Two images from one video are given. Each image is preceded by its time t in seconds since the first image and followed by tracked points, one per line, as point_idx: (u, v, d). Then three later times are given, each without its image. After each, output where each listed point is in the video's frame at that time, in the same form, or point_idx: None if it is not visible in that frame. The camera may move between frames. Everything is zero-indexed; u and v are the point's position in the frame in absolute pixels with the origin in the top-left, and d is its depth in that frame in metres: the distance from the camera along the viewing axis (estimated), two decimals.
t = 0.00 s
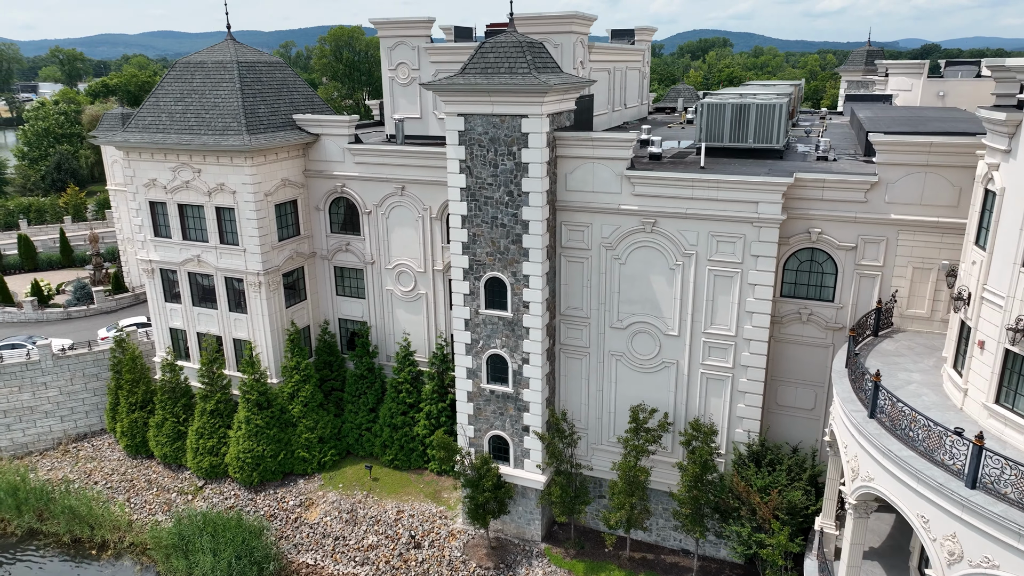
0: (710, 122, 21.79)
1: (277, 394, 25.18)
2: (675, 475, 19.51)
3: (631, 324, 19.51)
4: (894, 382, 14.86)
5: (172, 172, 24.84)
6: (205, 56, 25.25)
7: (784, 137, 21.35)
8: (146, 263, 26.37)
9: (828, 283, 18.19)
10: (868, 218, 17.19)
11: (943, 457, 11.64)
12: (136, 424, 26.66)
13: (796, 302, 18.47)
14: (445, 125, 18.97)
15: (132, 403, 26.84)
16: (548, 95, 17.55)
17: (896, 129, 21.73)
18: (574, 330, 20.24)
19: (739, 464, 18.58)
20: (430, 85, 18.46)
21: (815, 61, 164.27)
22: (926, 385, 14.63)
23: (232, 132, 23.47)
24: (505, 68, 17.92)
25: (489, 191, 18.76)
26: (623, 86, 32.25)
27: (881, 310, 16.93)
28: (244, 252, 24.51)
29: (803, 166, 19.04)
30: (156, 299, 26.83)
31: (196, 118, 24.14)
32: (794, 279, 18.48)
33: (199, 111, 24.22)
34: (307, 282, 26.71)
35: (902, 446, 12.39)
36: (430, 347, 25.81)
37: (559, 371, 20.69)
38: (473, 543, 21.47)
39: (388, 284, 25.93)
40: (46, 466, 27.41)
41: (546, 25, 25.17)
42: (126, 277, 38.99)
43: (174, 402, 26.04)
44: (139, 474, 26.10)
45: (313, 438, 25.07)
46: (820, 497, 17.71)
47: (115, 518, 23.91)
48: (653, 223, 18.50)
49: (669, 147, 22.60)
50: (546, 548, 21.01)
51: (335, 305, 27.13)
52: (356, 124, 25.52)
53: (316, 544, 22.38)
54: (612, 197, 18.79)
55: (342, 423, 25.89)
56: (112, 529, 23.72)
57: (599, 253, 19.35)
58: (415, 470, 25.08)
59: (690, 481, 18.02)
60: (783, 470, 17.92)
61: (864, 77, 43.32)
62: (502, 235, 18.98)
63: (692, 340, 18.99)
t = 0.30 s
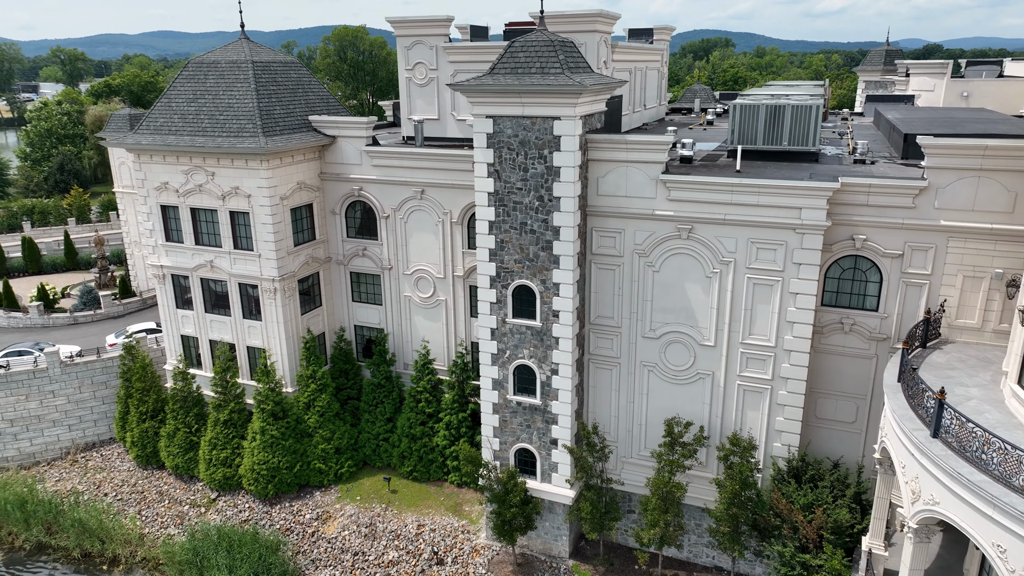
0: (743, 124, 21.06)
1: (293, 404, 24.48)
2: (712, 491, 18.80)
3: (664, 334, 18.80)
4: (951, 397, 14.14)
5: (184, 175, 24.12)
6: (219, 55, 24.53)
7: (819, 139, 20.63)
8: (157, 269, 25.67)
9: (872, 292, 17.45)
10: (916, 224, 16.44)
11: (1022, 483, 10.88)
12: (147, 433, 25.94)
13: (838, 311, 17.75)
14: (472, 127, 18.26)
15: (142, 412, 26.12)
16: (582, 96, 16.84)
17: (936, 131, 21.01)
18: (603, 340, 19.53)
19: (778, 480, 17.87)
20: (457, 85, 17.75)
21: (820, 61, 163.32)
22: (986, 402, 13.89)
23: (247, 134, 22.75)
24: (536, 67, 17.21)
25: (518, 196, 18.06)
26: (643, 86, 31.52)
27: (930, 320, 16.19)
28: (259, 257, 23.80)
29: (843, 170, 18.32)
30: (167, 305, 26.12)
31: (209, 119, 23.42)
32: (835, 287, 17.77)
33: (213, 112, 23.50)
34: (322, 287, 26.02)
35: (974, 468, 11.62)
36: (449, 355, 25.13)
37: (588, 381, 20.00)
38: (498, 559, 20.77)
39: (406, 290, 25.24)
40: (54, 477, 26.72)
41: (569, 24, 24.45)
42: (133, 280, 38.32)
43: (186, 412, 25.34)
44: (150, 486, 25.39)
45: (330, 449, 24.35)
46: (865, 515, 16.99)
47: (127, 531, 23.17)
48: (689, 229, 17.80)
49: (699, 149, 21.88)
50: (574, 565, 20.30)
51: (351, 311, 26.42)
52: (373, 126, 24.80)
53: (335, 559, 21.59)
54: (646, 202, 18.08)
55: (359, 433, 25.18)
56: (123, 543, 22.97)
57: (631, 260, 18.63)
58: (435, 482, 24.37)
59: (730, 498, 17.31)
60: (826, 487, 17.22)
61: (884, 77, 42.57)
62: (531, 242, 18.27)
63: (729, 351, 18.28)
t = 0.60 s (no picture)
0: (778, 125, 20.32)
1: (309, 414, 23.77)
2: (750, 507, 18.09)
3: (700, 345, 18.09)
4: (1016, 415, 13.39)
5: (198, 179, 23.40)
6: (233, 55, 23.81)
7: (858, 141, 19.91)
8: (168, 275, 24.95)
9: (919, 301, 16.72)
10: (969, 231, 15.70)
11: None
12: (159, 444, 25.21)
13: (883, 321, 17.03)
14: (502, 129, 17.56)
15: (153, 422, 25.42)
16: (619, 97, 16.14)
17: (977, 133, 20.30)
18: (636, 350, 18.82)
19: (822, 497, 17.15)
20: (487, 86, 17.05)
21: (826, 61, 162.42)
22: None
23: (264, 136, 22.04)
24: (570, 67, 16.53)
25: (550, 201, 17.35)
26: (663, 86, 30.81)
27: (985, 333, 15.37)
28: (275, 263, 23.09)
29: (888, 175, 17.59)
30: (179, 312, 25.40)
31: (224, 121, 22.71)
32: (880, 296, 17.05)
33: (228, 114, 22.79)
34: (339, 294, 25.33)
35: None
36: (470, 364, 24.44)
37: (619, 393, 19.30)
38: None
39: (425, 296, 24.57)
40: (63, 488, 26.04)
41: (594, 22, 23.76)
42: (140, 285, 37.63)
43: (199, 422, 24.63)
44: (161, 498, 24.68)
45: (348, 460, 23.63)
46: (915, 535, 16.26)
47: (139, 546, 22.43)
48: (728, 236, 17.08)
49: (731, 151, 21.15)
50: None
51: (367, 318, 25.72)
52: (392, 127, 24.11)
53: None
54: (683, 207, 17.35)
55: (377, 444, 24.48)
56: (135, 559, 22.22)
57: (666, 268, 17.92)
58: (455, 495, 23.66)
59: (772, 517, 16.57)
60: (873, 505, 16.50)
61: (903, 77, 41.87)
62: (563, 249, 17.56)
63: (769, 362, 17.57)
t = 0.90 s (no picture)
0: (815, 127, 19.57)
1: (327, 425, 23.09)
2: (794, 525, 17.43)
3: (740, 356, 17.40)
4: None
5: (213, 182, 22.71)
6: (249, 55, 23.11)
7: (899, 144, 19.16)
8: (182, 281, 24.27)
9: (971, 311, 16.00)
10: None
11: None
12: (171, 454, 24.52)
13: (933, 332, 16.32)
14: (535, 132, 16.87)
15: (166, 432, 24.72)
16: (660, 98, 15.46)
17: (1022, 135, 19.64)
18: (671, 361, 18.12)
19: (869, 516, 16.45)
20: (520, 87, 16.35)
21: (830, 61, 161.74)
22: None
23: (282, 138, 21.35)
24: (608, 67, 15.84)
25: (584, 207, 16.66)
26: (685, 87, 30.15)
27: None
28: (293, 269, 22.40)
29: (935, 179, 16.90)
30: (193, 319, 24.72)
31: (240, 122, 22.01)
32: (930, 306, 16.34)
33: (244, 115, 22.09)
34: (356, 300, 24.65)
35: None
36: (493, 373, 23.78)
37: (652, 405, 18.61)
38: None
39: (446, 303, 23.91)
40: (73, 499, 25.37)
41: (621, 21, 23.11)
42: (148, 288, 36.94)
43: (213, 432, 23.95)
44: (174, 511, 23.97)
45: (367, 472, 22.93)
46: (969, 556, 15.55)
47: (153, 561, 21.60)
48: (771, 243, 16.38)
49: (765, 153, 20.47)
50: None
51: (386, 325, 25.05)
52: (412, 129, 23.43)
53: None
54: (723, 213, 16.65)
55: (396, 455, 23.80)
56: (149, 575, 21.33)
57: (704, 276, 17.23)
58: (478, 507, 22.98)
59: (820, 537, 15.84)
60: (924, 524, 15.80)
61: (924, 77, 41.22)
62: (598, 257, 16.87)
63: (812, 375, 16.87)
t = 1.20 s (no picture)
0: (856, 130, 18.87)
1: (347, 436, 22.40)
2: (842, 545, 16.84)
3: (783, 368, 16.70)
4: None
5: (229, 186, 22.02)
6: (266, 55, 22.42)
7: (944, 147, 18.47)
8: (196, 287, 23.59)
9: None
10: None
11: None
12: (185, 466, 23.82)
13: (988, 343, 15.63)
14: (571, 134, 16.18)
15: (179, 443, 24.02)
16: (705, 99, 14.78)
17: None
18: (710, 373, 17.43)
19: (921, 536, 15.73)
20: (556, 87, 15.66)
21: (836, 61, 160.97)
22: None
23: (302, 140, 20.66)
24: (650, 66, 15.15)
25: (623, 213, 15.98)
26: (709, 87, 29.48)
27: None
28: (312, 275, 21.71)
29: (987, 184, 16.24)
30: (207, 326, 24.04)
31: (258, 124, 21.32)
32: (984, 317, 15.65)
33: (262, 116, 21.41)
34: (376, 307, 23.99)
35: None
36: (517, 382, 23.11)
37: (690, 418, 17.91)
38: None
39: (469, 310, 23.23)
40: (83, 512, 24.69)
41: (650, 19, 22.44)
42: (157, 292, 36.26)
43: (229, 443, 23.27)
44: (189, 524, 23.28)
45: (388, 484, 22.24)
46: None
47: None
48: (819, 251, 15.68)
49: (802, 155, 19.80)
50: None
51: (405, 332, 24.37)
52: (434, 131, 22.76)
53: None
54: (768, 219, 15.96)
55: (418, 466, 23.12)
56: None
57: (747, 285, 16.54)
58: (502, 521, 22.29)
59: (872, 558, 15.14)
60: (981, 545, 15.09)
61: (945, 77, 40.58)
62: (636, 265, 16.19)
63: (860, 388, 16.16)
